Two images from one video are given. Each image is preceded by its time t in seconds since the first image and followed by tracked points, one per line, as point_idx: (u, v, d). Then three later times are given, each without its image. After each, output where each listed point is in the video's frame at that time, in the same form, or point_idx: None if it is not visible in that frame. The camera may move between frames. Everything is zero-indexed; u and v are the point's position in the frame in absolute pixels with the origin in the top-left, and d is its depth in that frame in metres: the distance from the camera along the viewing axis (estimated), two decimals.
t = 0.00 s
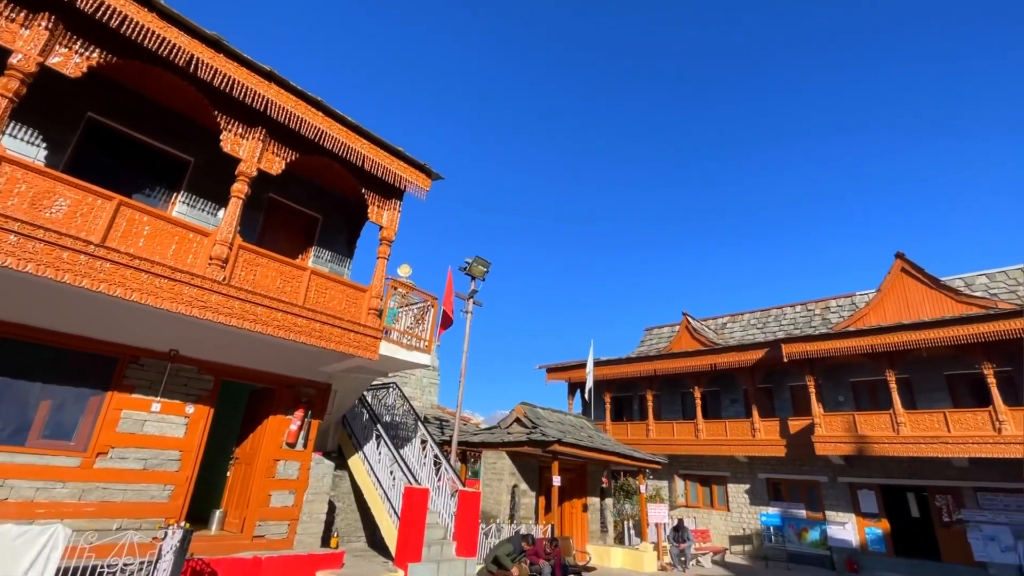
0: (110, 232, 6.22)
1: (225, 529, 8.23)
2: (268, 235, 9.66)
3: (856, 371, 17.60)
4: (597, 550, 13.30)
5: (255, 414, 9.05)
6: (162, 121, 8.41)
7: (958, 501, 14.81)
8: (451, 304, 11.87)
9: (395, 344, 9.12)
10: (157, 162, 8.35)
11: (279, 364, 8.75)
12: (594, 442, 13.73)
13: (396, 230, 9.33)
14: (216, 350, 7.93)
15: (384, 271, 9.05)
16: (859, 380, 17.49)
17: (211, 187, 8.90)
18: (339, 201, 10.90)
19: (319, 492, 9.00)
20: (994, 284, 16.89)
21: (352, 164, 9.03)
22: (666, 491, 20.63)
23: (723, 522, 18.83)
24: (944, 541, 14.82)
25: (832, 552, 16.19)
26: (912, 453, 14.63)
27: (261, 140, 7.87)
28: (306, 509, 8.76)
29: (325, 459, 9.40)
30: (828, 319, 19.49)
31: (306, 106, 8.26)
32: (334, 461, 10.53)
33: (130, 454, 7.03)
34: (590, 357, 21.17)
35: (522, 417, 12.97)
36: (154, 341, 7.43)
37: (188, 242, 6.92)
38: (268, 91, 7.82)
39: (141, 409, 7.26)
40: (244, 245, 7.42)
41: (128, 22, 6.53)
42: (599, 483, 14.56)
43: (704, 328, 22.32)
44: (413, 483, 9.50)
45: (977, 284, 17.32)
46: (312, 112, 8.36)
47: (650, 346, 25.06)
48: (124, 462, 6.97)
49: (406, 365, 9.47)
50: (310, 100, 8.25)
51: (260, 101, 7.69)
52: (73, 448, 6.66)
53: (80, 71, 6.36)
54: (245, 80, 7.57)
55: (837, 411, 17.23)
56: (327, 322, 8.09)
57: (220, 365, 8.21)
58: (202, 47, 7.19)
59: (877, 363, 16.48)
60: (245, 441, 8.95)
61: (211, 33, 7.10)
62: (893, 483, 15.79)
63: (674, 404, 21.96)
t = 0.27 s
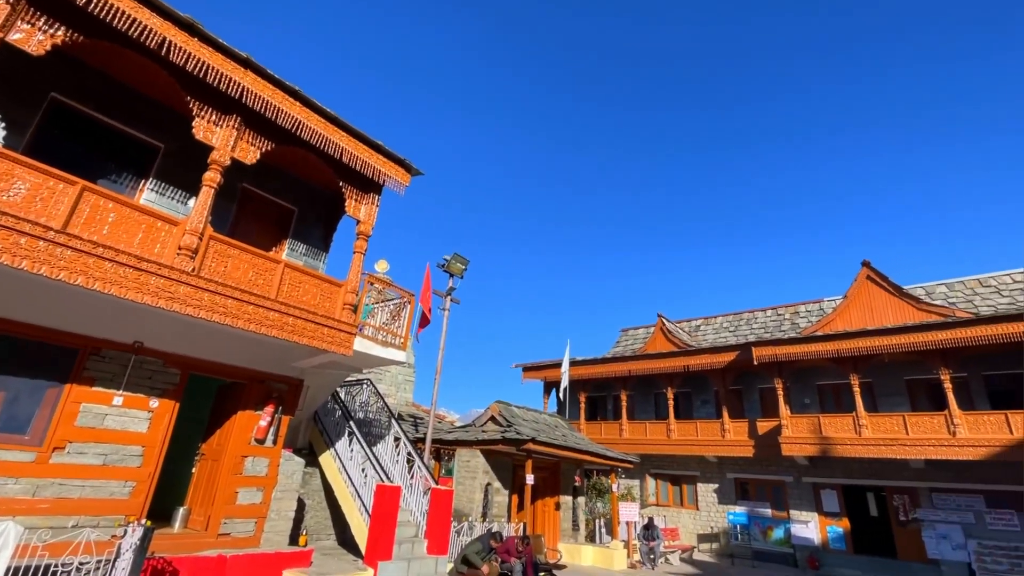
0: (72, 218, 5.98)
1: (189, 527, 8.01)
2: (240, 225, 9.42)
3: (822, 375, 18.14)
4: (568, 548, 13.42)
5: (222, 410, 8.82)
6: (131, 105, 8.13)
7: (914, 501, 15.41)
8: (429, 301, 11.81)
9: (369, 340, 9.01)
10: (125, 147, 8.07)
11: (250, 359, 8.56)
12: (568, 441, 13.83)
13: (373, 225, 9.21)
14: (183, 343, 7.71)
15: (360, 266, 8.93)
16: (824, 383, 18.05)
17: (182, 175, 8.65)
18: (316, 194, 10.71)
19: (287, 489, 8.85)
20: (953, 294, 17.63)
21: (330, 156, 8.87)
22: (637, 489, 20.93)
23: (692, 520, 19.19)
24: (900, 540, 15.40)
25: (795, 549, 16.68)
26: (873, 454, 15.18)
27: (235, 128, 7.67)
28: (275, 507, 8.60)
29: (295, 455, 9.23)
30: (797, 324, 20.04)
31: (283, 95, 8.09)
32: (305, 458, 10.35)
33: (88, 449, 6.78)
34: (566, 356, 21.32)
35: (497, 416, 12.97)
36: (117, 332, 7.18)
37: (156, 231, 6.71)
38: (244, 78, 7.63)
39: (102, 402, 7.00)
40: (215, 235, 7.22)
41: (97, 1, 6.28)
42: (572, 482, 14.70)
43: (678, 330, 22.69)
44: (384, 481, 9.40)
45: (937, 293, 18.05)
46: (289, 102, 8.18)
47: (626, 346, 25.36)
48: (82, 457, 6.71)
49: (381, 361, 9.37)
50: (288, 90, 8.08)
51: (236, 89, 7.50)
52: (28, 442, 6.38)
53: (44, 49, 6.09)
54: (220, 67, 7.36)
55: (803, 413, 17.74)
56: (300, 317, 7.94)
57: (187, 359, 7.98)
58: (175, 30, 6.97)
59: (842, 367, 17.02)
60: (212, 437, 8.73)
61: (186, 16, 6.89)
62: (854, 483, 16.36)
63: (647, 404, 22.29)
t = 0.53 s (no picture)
0: (31, 202, 5.72)
1: (150, 525, 7.77)
2: (211, 215, 9.16)
3: (790, 378, 18.63)
4: (540, 546, 13.50)
5: (188, 404, 8.58)
6: (98, 86, 7.82)
7: (873, 500, 15.98)
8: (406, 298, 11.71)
9: (343, 336, 8.87)
10: (90, 130, 7.76)
11: (218, 352, 8.34)
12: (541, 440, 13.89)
13: (350, 219, 9.07)
14: (148, 335, 7.47)
15: (336, 260, 8.78)
16: (791, 386, 18.56)
17: (150, 161, 8.36)
18: (291, 185, 10.49)
19: (255, 486, 8.65)
20: (914, 302, 18.33)
21: (307, 147, 8.69)
22: (609, 488, 21.17)
23: (662, 518, 19.52)
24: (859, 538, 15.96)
25: (760, 547, 17.14)
26: (835, 455, 15.68)
27: (208, 115, 7.45)
28: (241, 504, 8.40)
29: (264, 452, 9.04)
30: (768, 328, 20.56)
31: (259, 83, 7.89)
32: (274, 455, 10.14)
33: (44, 444, 6.50)
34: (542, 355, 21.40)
35: (472, 414, 12.94)
36: (77, 322, 6.90)
37: (121, 218, 6.47)
38: (219, 64, 7.42)
39: (60, 395, 6.73)
40: (184, 224, 7.00)
41: None
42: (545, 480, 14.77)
43: (653, 331, 23.03)
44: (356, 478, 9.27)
45: (899, 301, 18.75)
46: (266, 90, 7.99)
47: (601, 346, 25.60)
48: (37, 452, 6.44)
49: (354, 357, 9.24)
50: (264, 78, 7.90)
51: (210, 74, 7.28)
52: None
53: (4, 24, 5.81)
54: (193, 51, 7.14)
55: (771, 415, 18.22)
56: (272, 310, 7.77)
57: (152, 351, 7.73)
58: (146, 11, 6.73)
59: (809, 370, 17.52)
60: (177, 432, 8.47)
61: None
62: (817, 483, 16.88)
63: (621, 404, 22.56)
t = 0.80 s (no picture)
0: None
1: (109, 522, 7.51)
2: (181, 204, 8.89)
3: (760, 380, 19.08)
4: (511, 544, 13.54)
5: (153, 398, 8.31)
6: (62, 66, 7.50)
7: (835, 500, 16.51)
8: (382, 293, 11.59)
9: (317, 331, 8.72)
10: (53, 111, 7.43)
11: (186, 345, 8.10)
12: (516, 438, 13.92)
13: (326, 212, 8.92)
14: (111, 325, 7.21)
15: (311, 253, 8.63)
16: (760, 388, 19.03)
17: (117, 145, 8.06)
18: (266, 175, 10.28)
19: (221, 483, 8.44)
20: (878, 308, 19.00)
21: (283, 137, 8.51)
22: (582, 486, 21.36)
23: (633, 516, 19.79)
24: (822, 535, 16.47)
25: (727, 545, 17.52)
26: (801, 455, 16.14)
27: (180, 100, 7.22)
28: (206, 501, 8.19)
29: (231, 448, 8.83)
30: (740, 331, 21.02)
31: (235, 69, 7.69)
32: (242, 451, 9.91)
33: None
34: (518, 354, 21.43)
35: (447, 411, 12.88)
36: (35, 311, 6.62)
37: (84, 204, 6.23)
38: (193, 49, 7.20)
39: (15, 386, 6.45)
40: (152, 212, 6.77)
41: None
42: (519, 478, 14.82)
43: (629, 332, 23.30)
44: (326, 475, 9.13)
45: (864, 307, 19.40)
46: (241, 77, 7.79)
47: (578, 346, 25.78)
48: None
49: (328, 352, 9.10)
50: (240, 65, 7.70)
51: (182, 58, 7.07)
52: None
53: None
54: (166, 33, 6.91)
55: (740, 416, 18.64)
56: (243, 303, 7.58)
57: (115, 342, 7.47)
58: None
59: (778, 373, 17.98)
60: (140, 427, 8.21)
61: None
62: (782, 483, 17.35)
63: (596, 403, 22.77)
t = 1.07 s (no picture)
0: None
1: (65, 519, 7.23)
2: (149, 191, 8.60)
3: (731, 381, 19.50)
4: (484, 542, 13.52)
5: (115, 391, 8.03)
6: (25, 42, 7.16)
7: (800, 498, 16.98)
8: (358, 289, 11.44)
9: (290, 325, 8.55)
10: (13, 89, 7.09)
11: (151, 337, 7.84)
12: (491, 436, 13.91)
13: (302, 204, 8.74)
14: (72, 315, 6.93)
15: (285, 246, 8.45)
16: (731, 389, 19.45)
17: (82, 128, 7.74)
18: (240, 165, 10.03)
19: (186, 479, 8.21)
20: (845, 314, 19.61)
21: (259, 126, 8.31)
22: (555, 484, 21.50)
23: (605, 514, 20.02)
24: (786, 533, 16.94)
25: (695, 542, 17.85)
26: (768, 455, 16.57)
27: (150, 84, 6.97)
28: (170, 498, 7.96)
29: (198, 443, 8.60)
30: (713, 333, 21.44)
31: (209, 54, 7.47)
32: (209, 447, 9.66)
33: None
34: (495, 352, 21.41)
35: (422, 409, 12.78)
36: None
37: (45, 188, 5.98)
38: (165, 31, 6.96)
39: None
40: (118, 198, 6.54)
41: None
42: (493, 476, 14.84)
43: (605, 332, 23.52)
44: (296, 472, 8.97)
45: (832, 312, 20.01)
46: (216, 63, 7.58)
47: (555, 345, 25.91)
48: None
49: (301, 347, 8.93)
50: (215, 50, 7.48)
51: (154, 41, 6.83)
52: None
53: None
54: (137, 14, 6.67)
55: (712, 416, 19.02)
56: (212, 295, 7.38)
57: (76, 332, 7.19)
58: None
59: (749, 375, 18.39)
60: (100, 420, 7.92)
61: None
62: (750, 482, 17.78)
63: (571, 402, 22.94)
